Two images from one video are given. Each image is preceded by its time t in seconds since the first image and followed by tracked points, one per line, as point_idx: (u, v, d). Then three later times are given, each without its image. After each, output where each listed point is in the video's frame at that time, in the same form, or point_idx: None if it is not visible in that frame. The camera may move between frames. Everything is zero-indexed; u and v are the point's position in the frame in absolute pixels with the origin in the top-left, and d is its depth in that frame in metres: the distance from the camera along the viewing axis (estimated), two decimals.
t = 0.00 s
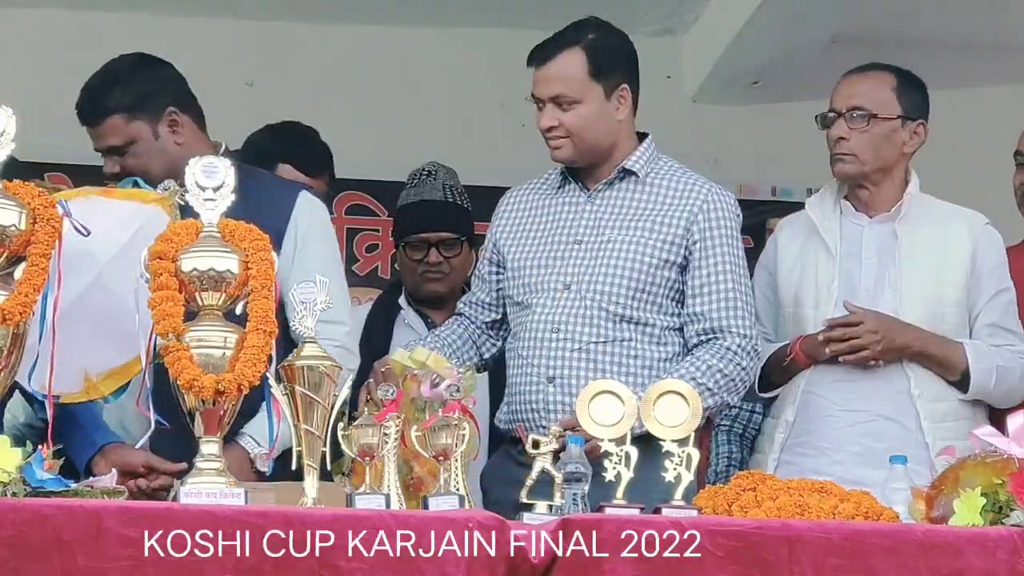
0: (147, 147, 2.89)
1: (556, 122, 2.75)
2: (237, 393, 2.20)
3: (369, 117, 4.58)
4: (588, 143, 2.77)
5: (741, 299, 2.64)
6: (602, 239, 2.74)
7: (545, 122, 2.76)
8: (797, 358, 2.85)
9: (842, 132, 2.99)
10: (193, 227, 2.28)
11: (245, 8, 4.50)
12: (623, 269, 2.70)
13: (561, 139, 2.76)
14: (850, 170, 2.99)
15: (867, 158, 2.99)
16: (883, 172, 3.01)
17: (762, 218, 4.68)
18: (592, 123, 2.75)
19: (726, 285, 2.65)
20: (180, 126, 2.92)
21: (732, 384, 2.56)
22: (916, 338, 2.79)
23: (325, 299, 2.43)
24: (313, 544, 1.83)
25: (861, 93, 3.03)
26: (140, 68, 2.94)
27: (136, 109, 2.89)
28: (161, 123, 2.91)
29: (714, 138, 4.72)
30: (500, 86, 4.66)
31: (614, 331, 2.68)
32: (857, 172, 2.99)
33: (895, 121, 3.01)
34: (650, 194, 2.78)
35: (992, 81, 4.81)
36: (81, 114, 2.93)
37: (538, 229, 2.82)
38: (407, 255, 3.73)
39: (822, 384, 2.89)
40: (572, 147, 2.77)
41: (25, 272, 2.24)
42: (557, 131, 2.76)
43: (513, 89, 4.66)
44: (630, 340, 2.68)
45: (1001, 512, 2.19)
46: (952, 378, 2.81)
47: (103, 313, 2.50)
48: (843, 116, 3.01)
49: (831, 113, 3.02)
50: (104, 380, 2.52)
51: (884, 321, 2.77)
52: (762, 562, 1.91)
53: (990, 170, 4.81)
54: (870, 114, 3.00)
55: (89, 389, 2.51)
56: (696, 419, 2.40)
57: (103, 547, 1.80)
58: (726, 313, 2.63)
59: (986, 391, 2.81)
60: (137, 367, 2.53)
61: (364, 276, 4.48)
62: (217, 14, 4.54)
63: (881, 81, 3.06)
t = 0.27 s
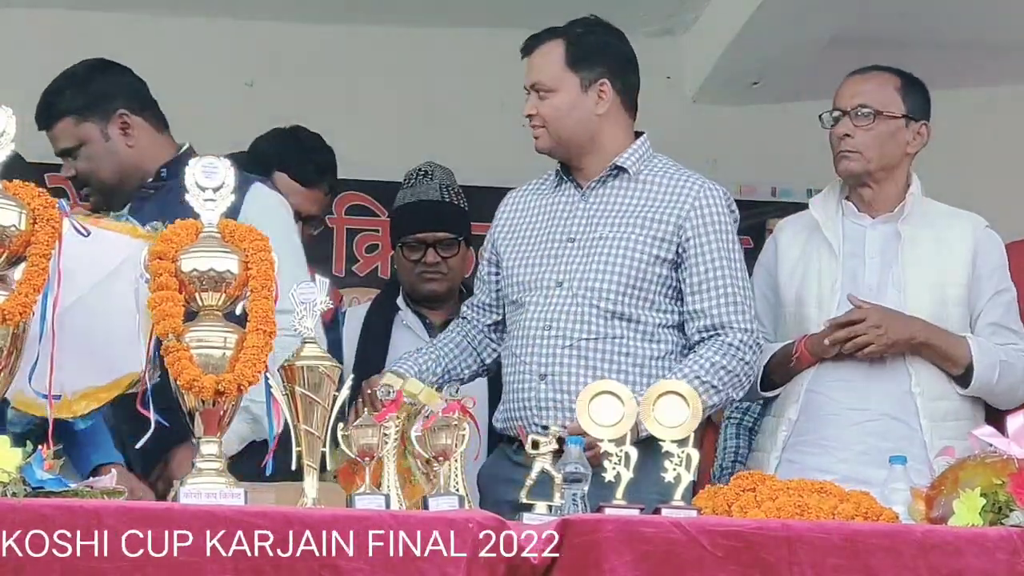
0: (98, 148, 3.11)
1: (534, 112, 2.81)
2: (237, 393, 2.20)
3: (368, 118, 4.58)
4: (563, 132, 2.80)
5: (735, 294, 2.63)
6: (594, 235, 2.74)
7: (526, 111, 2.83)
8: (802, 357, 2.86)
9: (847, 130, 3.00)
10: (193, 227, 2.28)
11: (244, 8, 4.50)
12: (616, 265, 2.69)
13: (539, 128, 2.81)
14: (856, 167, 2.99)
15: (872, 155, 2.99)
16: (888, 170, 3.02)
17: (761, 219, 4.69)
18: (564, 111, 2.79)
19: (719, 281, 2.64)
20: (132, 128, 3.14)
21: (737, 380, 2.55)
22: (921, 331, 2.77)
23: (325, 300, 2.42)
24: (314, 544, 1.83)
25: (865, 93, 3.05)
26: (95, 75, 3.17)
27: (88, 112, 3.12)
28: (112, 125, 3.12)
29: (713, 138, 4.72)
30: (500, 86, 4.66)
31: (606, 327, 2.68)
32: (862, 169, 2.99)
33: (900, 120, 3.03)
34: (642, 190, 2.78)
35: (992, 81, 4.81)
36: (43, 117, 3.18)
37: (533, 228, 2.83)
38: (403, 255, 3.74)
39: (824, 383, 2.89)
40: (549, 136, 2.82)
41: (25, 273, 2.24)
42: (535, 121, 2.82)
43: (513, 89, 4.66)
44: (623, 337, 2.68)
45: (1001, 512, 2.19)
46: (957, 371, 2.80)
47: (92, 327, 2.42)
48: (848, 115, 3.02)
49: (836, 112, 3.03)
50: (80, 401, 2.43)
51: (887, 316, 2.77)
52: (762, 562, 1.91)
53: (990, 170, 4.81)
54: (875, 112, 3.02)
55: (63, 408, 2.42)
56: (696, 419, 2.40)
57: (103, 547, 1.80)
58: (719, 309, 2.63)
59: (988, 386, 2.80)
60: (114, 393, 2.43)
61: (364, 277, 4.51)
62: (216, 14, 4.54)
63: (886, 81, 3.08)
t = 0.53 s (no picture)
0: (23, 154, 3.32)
1: (534, 106, 2.83)
2: (237, 393, 2.20)
3: (368, 117, 4.58)
4: (560, 127, 2.82)
5: (729, 288, 2.62)
6: (590, 234, 2.75)
7: (527, 105, 2.85)
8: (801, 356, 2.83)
9: (836, 132, 2.99)
10: (193, 227, 2.28)
11: (244, 8, 4.50)
12: (610, 263, 2.69)
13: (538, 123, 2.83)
14: (844, 169, 2.99)
15: (861, 157, 2.99)
16: (879, 172, 3.01)
17: (762, 218, 4.68)
18: (562, 107, 2.80)
19: (713, 275, 2.63)
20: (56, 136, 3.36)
21: (731, 375, 2.55)
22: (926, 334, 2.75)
23: (326, 299, 2.42)
24: (314, 545, 1.83)
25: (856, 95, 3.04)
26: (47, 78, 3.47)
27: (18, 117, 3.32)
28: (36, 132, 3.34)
29: (713, 138, 4.72)
30: (500, 86, 4.66)
31: (601, 324, 2.68)
32: (851, 171, 2.99)
33: (890, 122, 3.02)
34: (638, 189, 2.77)
35: (992, 82, 4.81)
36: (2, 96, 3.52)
37: (532, 230, 2.84)
38: (402, 253, 3.75)
39: (824, 384, 2.89)
40: (547, 131, 2.83)
41: (25, 273, 2.24)
42: (534, 115, 2.83)
43: (513, 89, 4.65)
44: (618, 334, 2.67)
45: (1001, 513, 2.19)
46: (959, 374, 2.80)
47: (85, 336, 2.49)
48: (838, 116, 3.02)
49: (828, 114, 3.03)
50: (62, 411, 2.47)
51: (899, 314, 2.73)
52: (762, 563, 1.91)
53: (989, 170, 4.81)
54: (863, 114, 3.01)
55: (41, 416, 2.47)
56: (695, 420, 2.39)
57: (102, 548, 1.80)
58: (713, 303, 2.61)
59: (991, 390, 2.80)
60: (95, 405, 2.48)
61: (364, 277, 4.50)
62: (216, 14, 4.54)
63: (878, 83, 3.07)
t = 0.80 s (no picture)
0: None
1: (533, 106, 2.84)
2: (237, 393, 2.20)
3: (368, 118, 4.58)
4: (561, 126, 2.82)
5: (730, 290, 2.62)
6: (591, 234, 2.74)
7: (527, 104, 2.86)
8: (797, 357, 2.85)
9: (822, 134, 3.02)
10: (193, 227, 2.28)
11: (244, 8, 4.50)
12: (611, 263, 2.69)
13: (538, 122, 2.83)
14: (831, 172, 3.02)
15: (846, 160, 3.01)
16: (868, 173, 3.02)
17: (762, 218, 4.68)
18: (563, 105, 2.81)
19: (715, 276, 2.63)
20: None
21: (728, 375, 2.56)
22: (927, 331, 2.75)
23: (326, 299, 2.43)
24: (314, 545, 1.83)
25: (844, 97, 3.06)
26: None
27: None
28: None
29: (713, 139, 4.72)
30: (500, 86, 4.66)
31: (602, 324, 2.67)
32: (837, 174, 3.01)
33: (878, 123, 3.03)
34: (639, 189, 2.77)
35: (992, 82, 4.81)
36: None
37: (532, 231, 2.84)
38: (404, 251, 3.76)
39: (823, 385, 2.89)
40: (547, 130, 2.84)
41: (25, 273, 2.24)
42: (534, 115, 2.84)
43: (513, 89, 4.66)
44: (619, 334, 2.67)
45: (1001, 513, 2.19)
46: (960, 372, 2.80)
47: (92, 329, 2.44)
48: (825, 119, 3.04)
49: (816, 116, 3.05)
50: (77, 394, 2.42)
51: (903, 318, 2.74)
52: (762, 563, 1.91)
53: (988, 171, 4.82)
54: (848, 116, 3.03)
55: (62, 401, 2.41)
56: (696, 420, 2.40)
57: (102, 547, 1.80)
58: (715, 304, 2.62)
59: (990, 389, 2.80)
60: (112, 385, 2.43)
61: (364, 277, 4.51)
62: (216, 15, 4.54)
63: (868, 85, 3.08)
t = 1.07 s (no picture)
0: None
1: (524, 110, 2.84)
2: (237, 393, 2.20)
3: (368, 118, 4.58)
4: (553, 128, 2.82)
5: (731, 289, 2.63)
6: (589, 234, 2.74)
7: (517, 109, 2.86)
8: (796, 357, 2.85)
9: (818, 135, 3.02)
10: (193, 227, 2.28)
11: (244, 8, 4.50)
12: (611, 262, 2.69)
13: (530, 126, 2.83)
14: (827, 172, 3.02)
15: (842, 160, 3.01)
16: (864, 173, 3.02)
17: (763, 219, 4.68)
18: (554, 107, 2.81)
19: (716, 276, 2.64)
20: None
21: (733, 374, 2.57)
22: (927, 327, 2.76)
23: (325, 299, 2.43)
24: (314, 545, 1.83)
25: (839, 98, 3.07)
26: None
27: None
28: None
29: (713, 139, 4.72)
30: (500, 86, 4.66)
31: (602, 323, 2.67)
32: (833, 174, 3.02)
33: (873, 123, 3.04)
34: (636, 189, 2.78)
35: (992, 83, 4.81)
36: None
37: (527, 230, 2.83)
38: (414, 244, 3.79)
39: (822, 385, 2.89)
40: (539, 133, 2.84)
41: (25, 273, 2.24)
42: (526, 119, 2.84)
43: (513, 89, 4.66)
44: (619, 334, 2.67)
45: (1001, 513, 2.19)
46: (959, 369, 2.80)
47: (93, 326, 2.45)
48: (821, 120, 3.05)
49: (811, 117, 3.06)
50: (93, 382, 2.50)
51: (896, 316, 2.74)
52: (762, 563, 1.91)
53: (988, 171, 4.82)
54: (843, 116, 3.04)
55: (77, 391, 2.49)
56: (696, 419, 2.39)
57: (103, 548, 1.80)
58: (716, 303, 2.62)
59: (989, 386, 2.80)
60: (126, 372, 2.50)
61: (364, 277, 4.51)
62: (215, 15, 4.54)
63: (863, 86, 3.09)
